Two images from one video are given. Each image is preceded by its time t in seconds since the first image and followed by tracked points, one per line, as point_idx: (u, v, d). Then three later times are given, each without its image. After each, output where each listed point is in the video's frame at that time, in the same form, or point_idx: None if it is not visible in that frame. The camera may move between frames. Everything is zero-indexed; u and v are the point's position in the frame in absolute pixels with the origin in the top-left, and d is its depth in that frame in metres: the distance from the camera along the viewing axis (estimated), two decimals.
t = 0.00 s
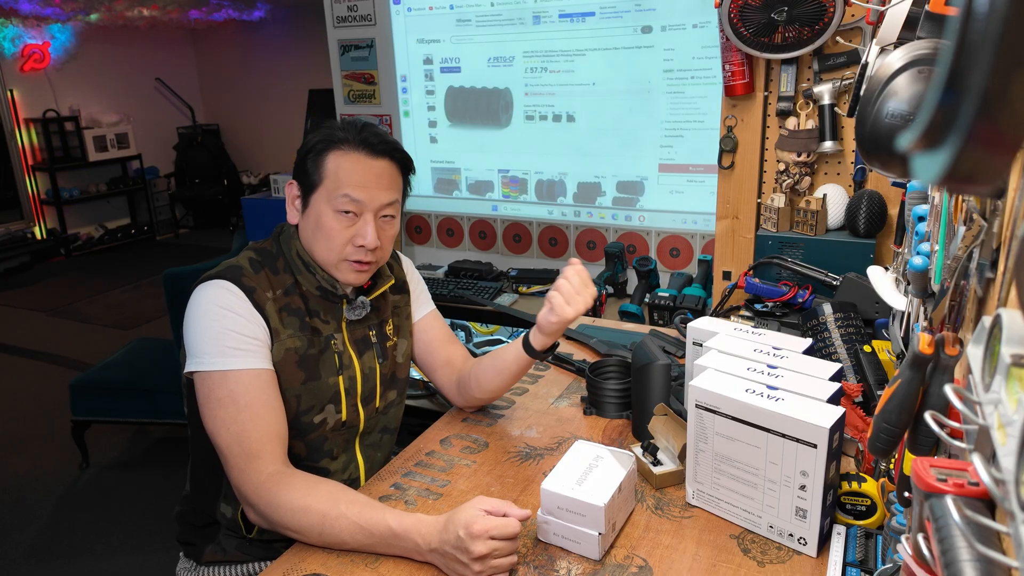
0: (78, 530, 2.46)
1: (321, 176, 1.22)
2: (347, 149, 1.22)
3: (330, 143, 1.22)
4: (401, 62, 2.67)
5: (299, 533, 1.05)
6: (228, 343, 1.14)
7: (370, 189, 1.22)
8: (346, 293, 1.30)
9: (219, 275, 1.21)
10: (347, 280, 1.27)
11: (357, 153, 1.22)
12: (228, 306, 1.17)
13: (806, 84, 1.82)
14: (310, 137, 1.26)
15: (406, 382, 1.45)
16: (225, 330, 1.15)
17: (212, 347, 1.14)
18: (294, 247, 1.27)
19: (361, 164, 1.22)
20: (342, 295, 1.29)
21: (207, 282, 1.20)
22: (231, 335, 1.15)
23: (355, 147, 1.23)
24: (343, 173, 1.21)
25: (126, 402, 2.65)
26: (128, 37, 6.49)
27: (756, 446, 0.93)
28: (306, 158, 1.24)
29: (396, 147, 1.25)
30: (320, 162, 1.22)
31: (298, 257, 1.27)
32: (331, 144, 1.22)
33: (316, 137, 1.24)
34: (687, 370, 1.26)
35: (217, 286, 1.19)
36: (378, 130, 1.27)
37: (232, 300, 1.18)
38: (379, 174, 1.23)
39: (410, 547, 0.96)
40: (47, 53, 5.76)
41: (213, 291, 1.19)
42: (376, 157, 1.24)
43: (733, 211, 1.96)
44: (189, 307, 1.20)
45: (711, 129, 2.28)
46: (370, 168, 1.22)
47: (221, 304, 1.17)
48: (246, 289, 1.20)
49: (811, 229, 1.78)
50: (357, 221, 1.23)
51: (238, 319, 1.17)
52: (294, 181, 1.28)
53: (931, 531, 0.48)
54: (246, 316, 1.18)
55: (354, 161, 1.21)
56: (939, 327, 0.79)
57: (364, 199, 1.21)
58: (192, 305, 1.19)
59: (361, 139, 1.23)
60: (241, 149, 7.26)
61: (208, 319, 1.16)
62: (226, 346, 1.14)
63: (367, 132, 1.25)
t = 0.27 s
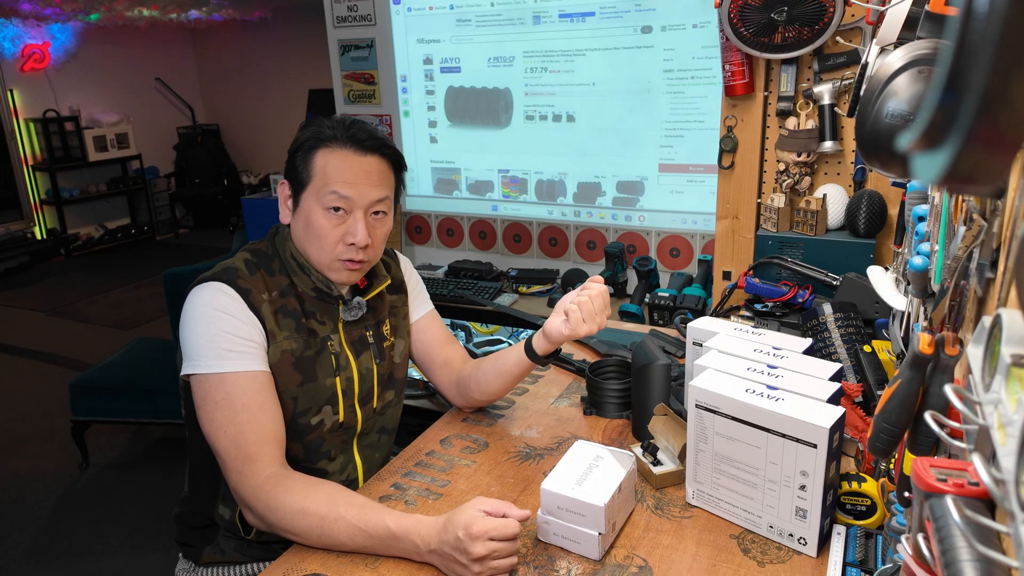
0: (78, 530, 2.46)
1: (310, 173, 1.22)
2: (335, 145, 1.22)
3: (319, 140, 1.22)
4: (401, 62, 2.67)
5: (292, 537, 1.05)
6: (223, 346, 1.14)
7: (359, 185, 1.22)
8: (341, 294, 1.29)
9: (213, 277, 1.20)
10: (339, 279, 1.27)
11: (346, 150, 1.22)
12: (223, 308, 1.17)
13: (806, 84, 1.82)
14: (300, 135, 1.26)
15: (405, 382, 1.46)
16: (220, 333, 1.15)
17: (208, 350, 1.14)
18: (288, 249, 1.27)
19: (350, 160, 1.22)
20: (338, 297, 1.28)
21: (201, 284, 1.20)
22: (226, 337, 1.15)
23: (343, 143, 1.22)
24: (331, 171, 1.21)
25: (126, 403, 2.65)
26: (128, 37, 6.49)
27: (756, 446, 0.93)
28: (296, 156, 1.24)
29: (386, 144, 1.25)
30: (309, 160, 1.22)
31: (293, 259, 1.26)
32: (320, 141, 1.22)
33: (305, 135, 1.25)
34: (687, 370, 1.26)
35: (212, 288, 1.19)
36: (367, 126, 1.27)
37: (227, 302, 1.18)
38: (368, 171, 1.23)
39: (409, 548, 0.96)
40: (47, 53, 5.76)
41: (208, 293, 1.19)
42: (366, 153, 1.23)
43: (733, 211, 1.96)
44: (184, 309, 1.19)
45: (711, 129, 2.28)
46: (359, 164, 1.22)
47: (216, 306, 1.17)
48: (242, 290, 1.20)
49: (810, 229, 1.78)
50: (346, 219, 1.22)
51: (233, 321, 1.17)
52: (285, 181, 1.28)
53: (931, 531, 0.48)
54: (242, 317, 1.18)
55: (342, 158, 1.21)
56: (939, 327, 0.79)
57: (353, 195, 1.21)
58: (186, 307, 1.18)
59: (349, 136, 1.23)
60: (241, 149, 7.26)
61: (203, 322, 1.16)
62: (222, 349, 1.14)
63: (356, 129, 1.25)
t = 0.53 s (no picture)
0: (78, 530, 2.46)
1: (309, 178, 1.20)
2: (334, 149, 1.20)
3: (316, 144, 1.20)
4: (401, 62, 2.67)
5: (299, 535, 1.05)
6: (223, 347, 1.14)
7: (360, 189, 1.20)
8: (340, 295, 1.29)
9: (212, 279, 1.20)
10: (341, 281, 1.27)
11: (345, 154, 1.20)
12: (222, 310, 1.17)
13: (806, 84, 1.82)
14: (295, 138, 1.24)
15: (405, 382, 1.46)
16: (220, 334, 1.15)
17: (208, 351, 1.14)
18: (288, 249, 1.26)
19: (349, 165, 1.20)
20: (336, 297, 1.28)
21: (201, 286, 1.20)
22: (226, 338, 1.15)
23: (342, 147, 1.21)
24: (331, 176, 1.19)
25: (126, 402, 2.65)
26: (128, 37, 6.49)
27: (756, 446, 0.93)
28: (292, 162, 1.22)
29: (383, 144, 1.23)
30: (307, 164, 1.20)
31: (291, 259, 1.26)
32: (317, 145, 1.20)
33: (301, 138, 1.22)
34: (687, 370, 1.26)
35: (211, 289, 1.19)
36: (364, 127, 1.25)
37: (226, 304, 1.18)
38: (368, 174, 1.22)
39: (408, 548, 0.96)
40: (47, 53, 5.77)
41: (207, 294, 1.19)
42: (365, 156, 1.22)
43: (733, 211, 1.96)
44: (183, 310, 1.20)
45: (711, 129, 2.28)
46: (359, 168, 1.21)
47: (215, 308, 1.17)
48: (240, 292, 1.20)
49: (811, 229, 1.78)
50: (348, 223, 1.21)
51: (233, 323, 1.17)
52: (281, 184, 1.26)
53: (931, 531, 0.48)
54: (241, 319, 1.18)
55: (342, 162, 1.20)
56: (939, 327, 0.79)
57: (355, 200, 1.20)
58: (186, 309, 1.19)
59: (347, 139, 1.21)
60: (241, 149, 7.26)
61: (202, 324, 1.16)
62: (222, 350, 1.14)
63: (353, 130, 1.23)
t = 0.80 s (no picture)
0: (78, 530, 2.46)
1: (323, 188, 1.18)
2: (345, 157, 1.18)
3: (328, 153, 1.18)
4: (401, 62, 2.67)
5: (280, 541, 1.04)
6: (224, 357, 1.14)
7: (373, 196, 1.20)
8: (343, 295, 1.30)
9: (214, 286, 1.20)
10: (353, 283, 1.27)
11: (356, 161, 1.19)
12: (222, 320, 1.17)
13: (806, 84, 1.82)
14: (300, 148, 1.20)
15: (405, 382, 1.46)
16: (221, 345, 1.15)
17: (209, 362, 1.14)
18: (290, 252, 1.26)
19: (362, 172, 1.19)
20: (339, 299, 1.28)
21: (201, 296, 1.20)
22: (226, 348, 1.15)
23: (353, 154, 1.19)
24: (345, 184, 1.18)
25: (125, 402, 2.65)
26: (128, 37, 6.49)
27: (756, 446, 0.93)
28: (302, 171, 1.19)
29: (391, 148, 1.23)
30: (319, 174, 1.18)
31: (294, 262, 1.26)
32: (328, 153, 1.18)
33: (308, 148, 1.19)
34: (687, 369, 1.26)
35: (212, 299, 1.19)
36: (368, 132, 1.23)
37: (227, 314, 1.18)
38: (378, 179, 1.21)
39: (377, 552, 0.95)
40: (47, 53, 5.77)
41: (207, 305, 1.19)
42: (375, 161, 1.21)
43: (733, 211, 1.96)
44: (185, 321, 1.20)
45: (711, 129, 2.28)
46: (370, 174, 1.20)
47: (216, 318, 1.17)
48: (242, 299, 1.20)
49: (811, 229, 1.78)
50: (363, 229, 1.21)
51: (234, 333, 1.16)
52: (286, 193, 1.23)
53: (931, 531, 0.48)
54: (242, 329, 1.18)
55: (355, 168, 1.18)
56: (939, 327, 0.79)
57: (369, 206, 1.19)
58: (187, 320, 1.19)
59: (357, 145, 1.20)
60: (241, 149, 7.26)
61: (203, 335, 1.16)
62: (222, 360, 1.14)
63: (360, 136, 1.21)
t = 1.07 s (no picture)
0: (78, 530, 2.46)
1: (324, 196, 1.17)
2: (347, 165, 1.17)
3: (328, 161, 1.17)
4: (401, 62, 2.67)
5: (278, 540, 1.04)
6: (221, 360, 1.14)
7: (374, 202, 1.19)
8: (341, 297, 1.29)
9: (212, 288, 1.20)
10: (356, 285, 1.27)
11: (357, 168, 1.18)
12: (219, 323, 1.17)
13: (806, 84, 1.82)
14: (300, 155, 1.19)
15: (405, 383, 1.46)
16: (218, 348, 1.15)
17: (207, 365, 1.14)
18: (288, 254, 1.26)
19: (362, 179, 1.18)
20: (338, 301, 1.29)
21: (198, 299, 1.20)
22: (223, 351, 1.15)
23: (354, 161, 1.18)
24: (346, 192, 1.17)
25: (125, 402, 2.65)
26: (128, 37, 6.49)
27: (756, 446, 0.93)
28: (303, 179, 1.18)
29: (393, 154, 1.22)
30: (320, 182, 1.17)
31: (292, 264, 1.26)
32: (328, 161, 1.17)
33: (308, 155, 1.18)
34: (687, 370, 1.26)
35: (209, 302, 1.19)
36: (368, 137, 1.22)
37: (223, 317, 1.17)
38: (379, 185, 1.20)
39: None
40: (47, 53, 5.76)
41: (204, 308, 1.18)
42: (376, 168, 1.20)
43: (733, 211, 1.96)
44: (182, 324, 1.19)
45: (711, 129, 2.28)
46: (371, 181, 1.19)
47: (212, 321, 1.17)
48: (241, 302, 1.19)
49: (811, 229, 1.78)
50: (364, 235, 1.21)
51: (231, 335, 1.16)
52: (287, 199, 1.23)
53: (931, 530, 0.48)
54: (239, 331, 1.17)
55: (356, 176, 1.18)
56: (939, 327, 0.79)
57: (371, 213, 1.19)
58: (184, 323, 1.19)
59: (357, 153, 1.19)
60: (241, 149, 7.26)
61: (201, 338, 1.16)
62: (220, 363, 1.14)
63: (361, 141, 1.20)
